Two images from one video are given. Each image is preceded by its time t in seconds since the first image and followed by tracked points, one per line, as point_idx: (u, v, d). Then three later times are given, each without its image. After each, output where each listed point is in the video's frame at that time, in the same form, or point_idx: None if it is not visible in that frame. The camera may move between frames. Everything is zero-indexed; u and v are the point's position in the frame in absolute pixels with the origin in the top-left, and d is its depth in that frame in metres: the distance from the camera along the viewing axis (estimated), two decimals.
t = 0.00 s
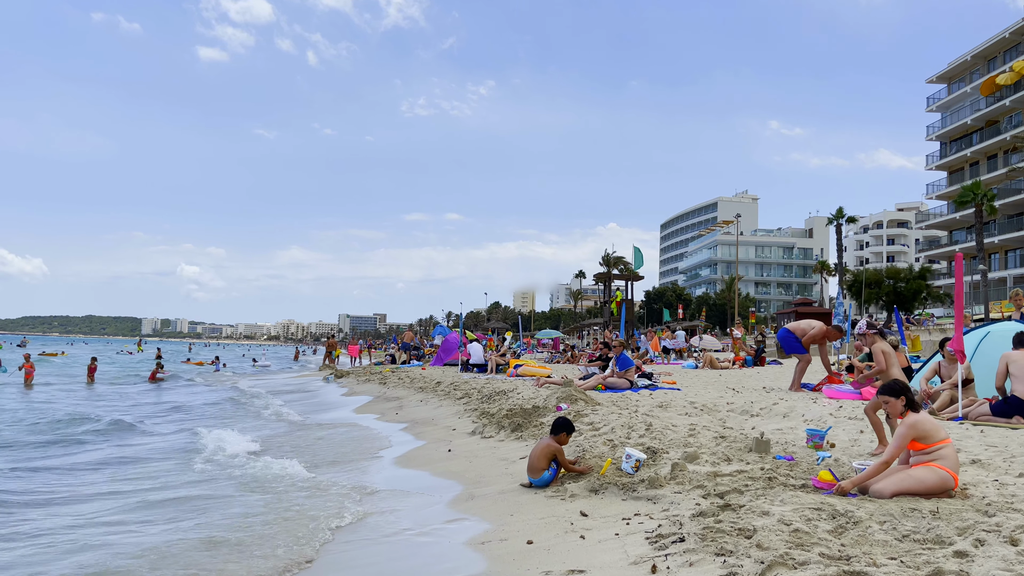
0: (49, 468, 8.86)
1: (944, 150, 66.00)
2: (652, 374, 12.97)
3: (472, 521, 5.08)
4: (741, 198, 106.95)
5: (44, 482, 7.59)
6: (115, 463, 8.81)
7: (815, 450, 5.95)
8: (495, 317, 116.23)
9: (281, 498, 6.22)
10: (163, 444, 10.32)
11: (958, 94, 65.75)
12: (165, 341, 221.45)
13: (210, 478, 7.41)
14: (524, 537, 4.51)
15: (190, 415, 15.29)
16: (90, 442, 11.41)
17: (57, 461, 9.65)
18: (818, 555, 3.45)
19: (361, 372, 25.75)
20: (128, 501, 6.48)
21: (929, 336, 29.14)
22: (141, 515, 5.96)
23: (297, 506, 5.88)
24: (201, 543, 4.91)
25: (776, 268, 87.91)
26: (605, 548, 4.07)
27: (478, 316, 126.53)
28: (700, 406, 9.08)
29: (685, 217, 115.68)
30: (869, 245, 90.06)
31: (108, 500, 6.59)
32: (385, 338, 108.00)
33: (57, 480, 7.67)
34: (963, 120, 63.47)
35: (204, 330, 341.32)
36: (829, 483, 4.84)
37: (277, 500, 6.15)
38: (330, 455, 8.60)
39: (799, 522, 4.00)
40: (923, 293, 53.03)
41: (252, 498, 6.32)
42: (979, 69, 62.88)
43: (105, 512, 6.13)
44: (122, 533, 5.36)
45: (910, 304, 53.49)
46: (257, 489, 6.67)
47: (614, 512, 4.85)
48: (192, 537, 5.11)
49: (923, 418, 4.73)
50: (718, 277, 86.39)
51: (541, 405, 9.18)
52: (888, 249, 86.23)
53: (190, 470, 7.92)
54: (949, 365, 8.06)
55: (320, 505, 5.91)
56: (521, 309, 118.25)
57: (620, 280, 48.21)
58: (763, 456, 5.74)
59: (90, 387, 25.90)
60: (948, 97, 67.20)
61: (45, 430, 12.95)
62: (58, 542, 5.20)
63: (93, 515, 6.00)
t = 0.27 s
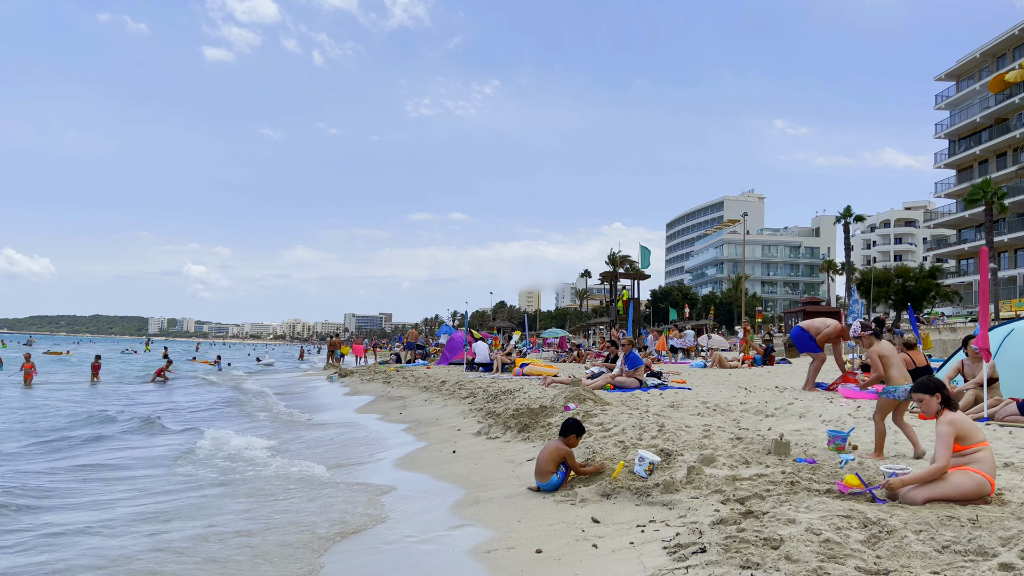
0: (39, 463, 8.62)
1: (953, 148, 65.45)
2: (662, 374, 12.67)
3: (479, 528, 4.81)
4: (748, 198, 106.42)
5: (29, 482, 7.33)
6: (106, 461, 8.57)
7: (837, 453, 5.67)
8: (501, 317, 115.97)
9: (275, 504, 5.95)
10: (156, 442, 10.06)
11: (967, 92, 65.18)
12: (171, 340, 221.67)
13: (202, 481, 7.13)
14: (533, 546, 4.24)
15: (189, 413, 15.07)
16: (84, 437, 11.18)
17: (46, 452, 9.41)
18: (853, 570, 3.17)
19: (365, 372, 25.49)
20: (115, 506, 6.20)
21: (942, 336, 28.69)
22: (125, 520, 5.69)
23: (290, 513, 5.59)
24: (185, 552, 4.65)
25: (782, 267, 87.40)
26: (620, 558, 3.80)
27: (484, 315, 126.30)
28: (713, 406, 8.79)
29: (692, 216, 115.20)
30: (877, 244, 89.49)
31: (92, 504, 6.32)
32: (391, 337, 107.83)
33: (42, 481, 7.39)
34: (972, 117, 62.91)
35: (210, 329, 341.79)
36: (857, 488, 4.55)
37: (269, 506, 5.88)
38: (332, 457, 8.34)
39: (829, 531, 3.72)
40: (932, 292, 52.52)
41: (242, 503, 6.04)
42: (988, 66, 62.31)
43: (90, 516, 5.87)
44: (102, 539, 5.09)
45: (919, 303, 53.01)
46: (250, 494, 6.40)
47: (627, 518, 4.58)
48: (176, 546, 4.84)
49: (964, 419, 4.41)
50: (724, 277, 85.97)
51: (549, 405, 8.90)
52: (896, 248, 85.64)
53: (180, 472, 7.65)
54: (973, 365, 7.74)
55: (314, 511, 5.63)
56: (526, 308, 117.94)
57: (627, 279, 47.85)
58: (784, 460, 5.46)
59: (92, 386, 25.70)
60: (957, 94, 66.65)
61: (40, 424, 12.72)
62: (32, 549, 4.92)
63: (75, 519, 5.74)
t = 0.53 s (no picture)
0: (25, 468, 8.35)
1: (960, 147, 64.93)
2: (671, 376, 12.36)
3: (483, 543, 4.51)
4: (753, 197, 105.93)
5: (11, 489, 7.05)
6: (94, 467, 8.29)
7: (864, 460, 5.35)
8: (505, 317, 115.62)
9: (265, 515, 5.66)
10: (149, 447, 9.78)
11: (975, 90, 64.65)
12: (175, 340, 221.68)
13: (191, 490, 6.85)
14: (542, 565, 3.94)
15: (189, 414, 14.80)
16: (77, 440, 10.92)
17: (34, 457, 9.14)
18: None
19: (369, 372, 25.19)
20: (96, 518, 5.91)
21: (953, 337, 28.26)
22: (105, 532, 5.40)
23: (280, 525, 5.30)
24: (170, 570, 4.37)
25: (788, 267, 86.90)
26: None
27: (488, 315, 125.99)
28: (726, 410, 8.48)
29: (697, 216, 114.73)
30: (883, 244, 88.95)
31: (74, 515, 6.04)
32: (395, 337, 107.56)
33: (25, 488, 7.11)
34: (980, 116, 62.38)
35: (215, 329, 342.19)
36: (889, 501, 4.26)
37: (259, 517, 5.60)
38: (330, 462, 8.06)
39: (866, 550, 3.41)
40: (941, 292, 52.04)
41: (233, 515, 5.75)
42: (996, 64, 61.76)
43: (69, 527, 5.58)
44: (77, 555, 4.81)
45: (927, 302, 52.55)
46: (242, 504, 6.11)
47: (642, 533, 4.27)
48: (155, 563, 4.55)
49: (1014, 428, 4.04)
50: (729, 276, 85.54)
51: (555, 408, 8.59)
52: (902, 247, 85.10)
53: (171, 480, 7.36)
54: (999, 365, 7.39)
55: (306, 523, 5.33)
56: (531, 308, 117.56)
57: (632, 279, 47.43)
58: (807, 469, 5.14)
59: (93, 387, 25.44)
60: (965, 92, 66.11)
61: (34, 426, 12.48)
62: (1, 566, 4.63)
63: (54, 531, 5.46)
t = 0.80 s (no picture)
0: (11, 474, 8.06)
1: (967, 145, 64.50)
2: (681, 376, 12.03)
3: (492, 555, 4.19)
4: (756, 197, 105.48)
5: None
6: (85, 473, 7.98)
7: (895, 466, 5.04)
8: (508, 317, 115.25)
9: (259, 525, 5.36)
10: (144, 451, 9.47)
11: (980, 88, 64.23)
12: (178, 340, 221.52)
13: (182, 497, 6.55)
14: None
15: (188, 415, 14.50)
16: (70, 443, 10.63)
17: (23, 461, 8.85)
18: None
19: (370, 372, 24.87)
20: (80, 527, 5.63)
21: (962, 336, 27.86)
22: (91, 543, 5.09)
23: (276, 536, 4.99)
24: None
25: (792, 266, 86.47)
26: None
27: (490, 315, 125.66)
28: (740, 411, 8.16)
29: (700, 216, 114.31)
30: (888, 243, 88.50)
31: (61, 524, 5.73)
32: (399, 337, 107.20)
33: (12, 495, 6.81)
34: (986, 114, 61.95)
35: (217, 329, 342.23)
36: (931, 510, 3.95)
37: (252, 527, 5.31)
38: (330, 466, 7.75)
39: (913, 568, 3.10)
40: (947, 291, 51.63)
41: (226, 524, 5.42)
42: (1003, 62, 61.34)
43: (54, 538, 5.27)
44: (56, 568, 4.50)
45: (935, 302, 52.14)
46: (236, 513, 5.78)
47: (663, 545, 3.97)
48: None
49: None
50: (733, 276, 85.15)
51: (564, 409, 8.28)
52: (907, 247, 84.65)
53: (164, 486, 7.05)
54: None
55: (304, 534, 5.03)
56: (534, 308, 117.17)
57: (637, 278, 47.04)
58: (837, 476, 4.82)
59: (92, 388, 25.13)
60: (971, 91, 65.68)
61: (27, 428, 12.21)
62: None
63: (37, 543, 5.14)
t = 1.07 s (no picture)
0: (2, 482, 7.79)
1: (972, 145, 64.10)
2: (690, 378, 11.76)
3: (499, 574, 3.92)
4: (759, 197, 105.06)
5: None
6: (77, 481, 7.71)
7: (927, 476, 4.74)
8: (511, 317, 114.91)
9: (254, 539, 5.08)
10: (141, 457, 9.21)
11: (986, 87, 63.86)
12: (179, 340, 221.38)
13: (175, 509, 6.26)
14: None
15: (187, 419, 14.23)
16: (64, 449, 10.36)
17: (14, 468, 8.60)
18: None
19: (372, 373, 24.58)
20: (67, 543, 5.35)
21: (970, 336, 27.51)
22: (77, 561, 4.81)
23: (272, 552, 4.72)
24: None
25: (795, 266, 86.11)
26: None
27: (493, 315, 125.36)
28: (755, 415, 7.87)
29: (703, 216, 113.94)
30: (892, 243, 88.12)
31: (48, 540, 5.45)
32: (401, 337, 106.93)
33: None
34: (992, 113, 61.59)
35: (219, 330, 342.27)
36: (974, 525, 3.67)
37: (245, 542, 5.02)
38: (330, 473, 7.48)
39: None
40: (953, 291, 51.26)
41: (218, 539, 5.14)
42: (1009, 61, 60.94)
43: (39, 554, 4.99)
44: None
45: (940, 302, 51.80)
46: (231, 526, 5.51)
47: (684, 563, 3.69)
48: None
49: None
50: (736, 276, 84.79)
51: (571, 413, 8.00)
52: (911, 247, 84.25)
53: (158, 496, 6.78)
54: None
55: (302, 550, 4.74)
56: (536, 309, 116.83)
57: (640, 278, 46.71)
58: (867, 486, 4.54)
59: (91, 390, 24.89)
60: (976, 90, 65.28)
61: (19, 431, 11.93)
62: None
63: (21, 559, 4.88)
